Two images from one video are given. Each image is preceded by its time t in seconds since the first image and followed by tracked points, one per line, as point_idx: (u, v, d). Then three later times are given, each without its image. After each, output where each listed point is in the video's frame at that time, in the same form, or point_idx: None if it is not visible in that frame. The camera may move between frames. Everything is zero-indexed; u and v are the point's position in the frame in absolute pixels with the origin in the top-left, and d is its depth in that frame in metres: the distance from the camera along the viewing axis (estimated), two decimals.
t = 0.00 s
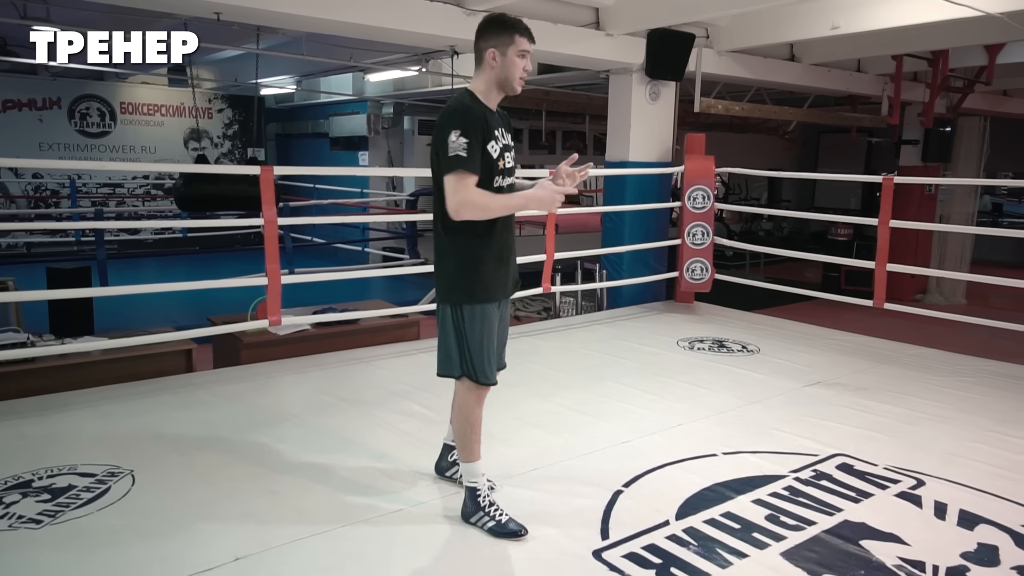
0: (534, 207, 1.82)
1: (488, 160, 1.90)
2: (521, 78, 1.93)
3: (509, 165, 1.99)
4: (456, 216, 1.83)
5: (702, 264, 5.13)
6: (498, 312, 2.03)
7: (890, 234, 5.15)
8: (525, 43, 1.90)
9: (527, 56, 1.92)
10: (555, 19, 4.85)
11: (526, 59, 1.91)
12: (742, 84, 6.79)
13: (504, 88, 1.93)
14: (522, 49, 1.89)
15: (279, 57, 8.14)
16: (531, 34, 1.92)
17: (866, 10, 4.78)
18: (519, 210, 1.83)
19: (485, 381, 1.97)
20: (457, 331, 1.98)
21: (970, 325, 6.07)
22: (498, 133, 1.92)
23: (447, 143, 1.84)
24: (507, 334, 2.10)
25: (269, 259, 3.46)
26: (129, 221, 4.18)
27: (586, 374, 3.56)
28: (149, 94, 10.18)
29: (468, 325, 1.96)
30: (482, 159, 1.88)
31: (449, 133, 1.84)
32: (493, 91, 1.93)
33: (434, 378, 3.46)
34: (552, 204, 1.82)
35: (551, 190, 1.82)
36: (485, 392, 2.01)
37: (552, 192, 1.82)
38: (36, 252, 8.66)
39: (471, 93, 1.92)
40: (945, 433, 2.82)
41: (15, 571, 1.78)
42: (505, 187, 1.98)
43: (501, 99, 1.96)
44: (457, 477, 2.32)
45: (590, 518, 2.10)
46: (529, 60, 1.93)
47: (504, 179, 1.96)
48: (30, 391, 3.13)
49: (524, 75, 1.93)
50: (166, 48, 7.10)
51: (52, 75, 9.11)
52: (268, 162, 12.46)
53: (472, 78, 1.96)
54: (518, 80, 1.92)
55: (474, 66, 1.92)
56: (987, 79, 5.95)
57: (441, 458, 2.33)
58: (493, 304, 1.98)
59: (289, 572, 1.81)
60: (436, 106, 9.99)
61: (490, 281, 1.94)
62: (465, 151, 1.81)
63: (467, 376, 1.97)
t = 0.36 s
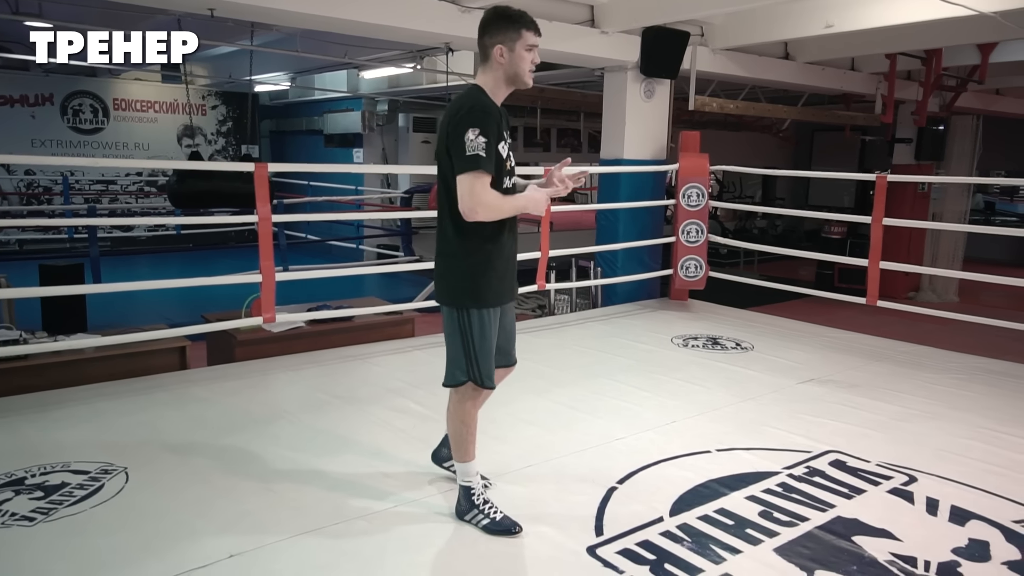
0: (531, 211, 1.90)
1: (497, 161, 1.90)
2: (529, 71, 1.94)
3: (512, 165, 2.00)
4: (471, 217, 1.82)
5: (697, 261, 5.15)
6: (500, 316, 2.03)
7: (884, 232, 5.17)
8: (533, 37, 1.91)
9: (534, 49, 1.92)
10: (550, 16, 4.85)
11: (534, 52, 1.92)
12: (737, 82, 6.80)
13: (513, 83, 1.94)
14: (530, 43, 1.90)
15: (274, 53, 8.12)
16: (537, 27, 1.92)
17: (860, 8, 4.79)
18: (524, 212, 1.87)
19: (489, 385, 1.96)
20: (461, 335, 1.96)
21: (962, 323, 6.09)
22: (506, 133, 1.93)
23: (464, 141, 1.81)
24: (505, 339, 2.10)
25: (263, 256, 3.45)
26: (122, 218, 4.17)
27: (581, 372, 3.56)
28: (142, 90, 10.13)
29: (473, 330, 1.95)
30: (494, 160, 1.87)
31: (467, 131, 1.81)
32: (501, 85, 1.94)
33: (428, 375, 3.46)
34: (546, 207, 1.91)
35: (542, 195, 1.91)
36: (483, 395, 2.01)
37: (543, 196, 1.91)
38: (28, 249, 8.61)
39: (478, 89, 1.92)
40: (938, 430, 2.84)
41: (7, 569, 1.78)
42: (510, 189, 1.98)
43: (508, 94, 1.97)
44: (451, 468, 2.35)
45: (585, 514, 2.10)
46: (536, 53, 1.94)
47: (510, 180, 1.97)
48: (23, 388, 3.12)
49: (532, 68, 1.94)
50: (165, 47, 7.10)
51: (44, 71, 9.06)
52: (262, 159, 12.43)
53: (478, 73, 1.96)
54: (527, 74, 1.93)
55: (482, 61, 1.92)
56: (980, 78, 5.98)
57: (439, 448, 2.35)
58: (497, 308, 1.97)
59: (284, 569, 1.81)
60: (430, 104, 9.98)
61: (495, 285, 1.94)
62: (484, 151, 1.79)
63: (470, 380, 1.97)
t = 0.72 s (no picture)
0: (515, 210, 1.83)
1: (475, 162, 1.90)
2: (515, 72, 1.93)
3: (500, 165, 2.00)
4: (436, 220, 1.83)
5: (688, 262, 5.16)
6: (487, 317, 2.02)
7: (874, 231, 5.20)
8: (518, 36, 1.91)
9: (520, 48, 1.92)
10: (542, 16, 4.85)
11: (520, 52, 1.91)
12: (728, 82, 6.83)
13: (498, 84, 1.93)
14: (515, 42, 1.89)
15: (265, 53, 8.10)
16: (523, 27, 1.92)
17: (850, 8, 4.81)
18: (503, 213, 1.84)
19: (469, 385, 1.95)
20: (443, 334, 1.97)
21: (952, 321, 6.14)
22: (488, 133, 1.92)
23: (431, 145, 1.83)
24: (496, 342, 2.08)
25: (255, 257, 3.44)
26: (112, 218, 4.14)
27: (573, 372, 3.57)
28: (133, 90, 10.07)
29: (455, 329, 1.95)
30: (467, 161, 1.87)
31: (434, 134, 1.83)
32: (486, 86, 1.93)
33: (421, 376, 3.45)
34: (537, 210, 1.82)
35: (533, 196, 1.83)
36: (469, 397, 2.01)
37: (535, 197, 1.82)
38: (17, 250, 8.54)
39: (462, 91, 1.92)
40: (928, 428, 2.86)
41: None
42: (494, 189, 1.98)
43: (494, 95, 1.96)
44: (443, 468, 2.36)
45: (577, 515, 2.11)
46: (522, 53, 1.93)
47: (492, 181, 1.96)
48: (12, 389, 3.10)
49: (518, 68, 1.93)
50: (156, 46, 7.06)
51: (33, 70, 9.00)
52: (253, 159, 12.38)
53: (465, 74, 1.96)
54: (513, 74, 1.92)
55: (467, 62, 1.92)
56: (969, 78, 6.02)
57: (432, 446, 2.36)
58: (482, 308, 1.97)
59: (276, 571, 1.80)
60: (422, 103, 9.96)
61: (479, 285, 1.94)
62: (450, 154, 1.81)
63: (451, 380, 1.97)
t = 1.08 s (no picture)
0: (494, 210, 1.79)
1: (462, 161, 1.91)
2: (492, 75, 1.94)
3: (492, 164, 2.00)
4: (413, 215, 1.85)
5: (685, 267, 5.16)
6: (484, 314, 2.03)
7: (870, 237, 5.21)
8: (490, 40, 1.91)
9: (493, 52, 1.92)
10: (539, 22, 4.86)
11: (494, 56, 1.92)
12: (724, 88, 6.85)
13: (476, 89, 1.94)
14: (487, 46, 1.90)
15: (262, 59, 8.10)
16: (494, 31, 1.93)
17: (845, 15, 4.84)
18: (482, 212, 1.80)
19: (472, 385, 1.97)
20: (443, 334, 1.98)
21: (948, 327, 6.15)
22: (475, 133, 1.93)
23: (414, 145, 1.86)
24: (493, 338, 2.10)
25: (252, 262, 3.43)
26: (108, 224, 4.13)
27: (571, 378, 3.56)
28: (129, 96, 10.07)
29: (456, 329, 1.96)
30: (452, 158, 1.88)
31: (417, 134, 1.86)
32: (466, 92, 1.93)
33: (418, 382, 3.44)
34: (519, 211, 1.77)
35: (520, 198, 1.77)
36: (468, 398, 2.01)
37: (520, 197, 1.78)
38: (12, 256, 8.52)
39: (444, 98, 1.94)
40: (925, 434, 2.86)
41: None
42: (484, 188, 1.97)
43: (474, 100, 1.97)
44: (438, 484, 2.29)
45: (575, 522, 2.10)
46: (496, 57, 1.94)
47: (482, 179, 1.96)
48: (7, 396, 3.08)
49: (494, 72, 1.94)
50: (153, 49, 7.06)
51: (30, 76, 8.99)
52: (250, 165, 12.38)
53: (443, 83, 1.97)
54: (489, 78, 1.92)
55: (444, 71, 1.93)
56: (963, 84, 6.05)
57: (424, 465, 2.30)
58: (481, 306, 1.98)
59: None
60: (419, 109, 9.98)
61: (479, 284, 1.95)
62: (429, 152, 1.82)
63: (454, 380, 1.98)
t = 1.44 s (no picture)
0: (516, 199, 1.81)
1: (469, 162, 1.91)
2: (495, 83, 1.96)
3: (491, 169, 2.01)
4: (439, 211, 1.83)
5: (694, 269, 5.18)
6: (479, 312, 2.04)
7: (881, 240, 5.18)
8: (495, 49, 1.92)
9: (497, 61, 1.94)
10: (548, 25, 4.86)
11: (497, 65, 1.93)
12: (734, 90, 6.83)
13: (480, 95, 1.95)
14: (492, 55, 1.91)
15: (272, 61, 8.14)
16: (499, 41, 1.95)
17: (856, 17, 4.83)
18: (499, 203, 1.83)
19: (467, 382, 1.99)
20: (438, 331, 1.99)
21: (960, 331, 6.10)
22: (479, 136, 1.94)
23: (432, 142, 1.85)
24: (486, 334, 2.12)
25: (261, 264, 3.44)
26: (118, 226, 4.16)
27: (579, 380, 3.55)
28: (140, 98, 10.14)
29: (450, 327, 1.97)
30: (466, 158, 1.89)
31: (434, 133, 1.85)
32: (469, 97, 1.95)
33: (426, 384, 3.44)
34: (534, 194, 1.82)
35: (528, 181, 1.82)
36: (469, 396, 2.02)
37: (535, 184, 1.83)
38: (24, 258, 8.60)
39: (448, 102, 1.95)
40: (936, 438, 2.84)
41: None
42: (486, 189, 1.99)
43: (477, 106, 1.98)
44: (447, 488, 2.28)
45: (583, 524, 2.09)
46: (500, 66, 1.95)
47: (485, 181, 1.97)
48: (19, 397, 3.10)
49: (497, 80, 1.96)
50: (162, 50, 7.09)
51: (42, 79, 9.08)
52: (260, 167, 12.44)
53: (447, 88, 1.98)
54: (492, 85, 1.94)
55: (447, 76, 1.94)
56: (975, 86, 6.01)
57: (431, 470, 2.28)
58: (475, 303, 1.99)
59: None
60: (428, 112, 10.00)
61: (473, 281, 1.96)
62: (450, 148, 1.82)
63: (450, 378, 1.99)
